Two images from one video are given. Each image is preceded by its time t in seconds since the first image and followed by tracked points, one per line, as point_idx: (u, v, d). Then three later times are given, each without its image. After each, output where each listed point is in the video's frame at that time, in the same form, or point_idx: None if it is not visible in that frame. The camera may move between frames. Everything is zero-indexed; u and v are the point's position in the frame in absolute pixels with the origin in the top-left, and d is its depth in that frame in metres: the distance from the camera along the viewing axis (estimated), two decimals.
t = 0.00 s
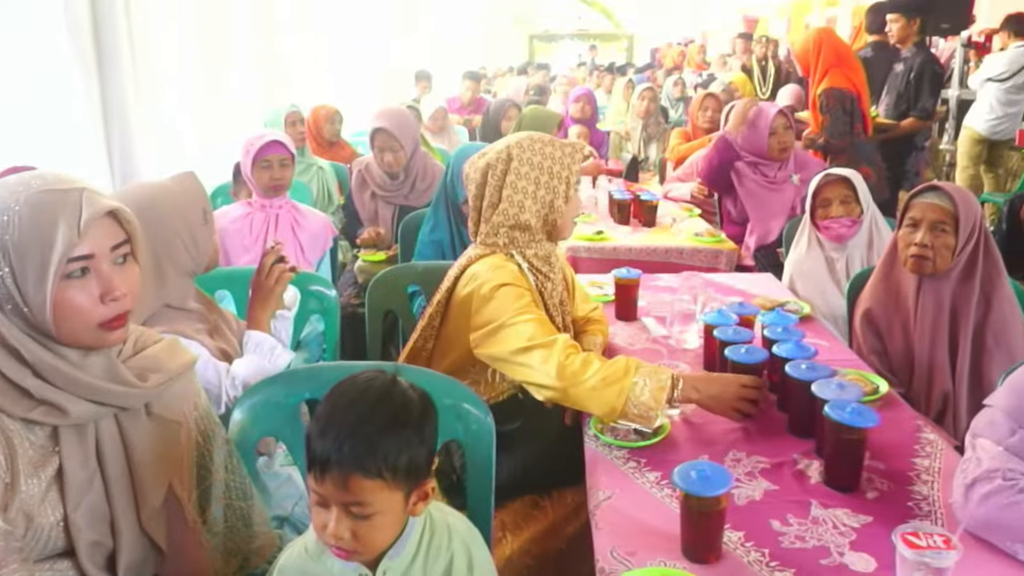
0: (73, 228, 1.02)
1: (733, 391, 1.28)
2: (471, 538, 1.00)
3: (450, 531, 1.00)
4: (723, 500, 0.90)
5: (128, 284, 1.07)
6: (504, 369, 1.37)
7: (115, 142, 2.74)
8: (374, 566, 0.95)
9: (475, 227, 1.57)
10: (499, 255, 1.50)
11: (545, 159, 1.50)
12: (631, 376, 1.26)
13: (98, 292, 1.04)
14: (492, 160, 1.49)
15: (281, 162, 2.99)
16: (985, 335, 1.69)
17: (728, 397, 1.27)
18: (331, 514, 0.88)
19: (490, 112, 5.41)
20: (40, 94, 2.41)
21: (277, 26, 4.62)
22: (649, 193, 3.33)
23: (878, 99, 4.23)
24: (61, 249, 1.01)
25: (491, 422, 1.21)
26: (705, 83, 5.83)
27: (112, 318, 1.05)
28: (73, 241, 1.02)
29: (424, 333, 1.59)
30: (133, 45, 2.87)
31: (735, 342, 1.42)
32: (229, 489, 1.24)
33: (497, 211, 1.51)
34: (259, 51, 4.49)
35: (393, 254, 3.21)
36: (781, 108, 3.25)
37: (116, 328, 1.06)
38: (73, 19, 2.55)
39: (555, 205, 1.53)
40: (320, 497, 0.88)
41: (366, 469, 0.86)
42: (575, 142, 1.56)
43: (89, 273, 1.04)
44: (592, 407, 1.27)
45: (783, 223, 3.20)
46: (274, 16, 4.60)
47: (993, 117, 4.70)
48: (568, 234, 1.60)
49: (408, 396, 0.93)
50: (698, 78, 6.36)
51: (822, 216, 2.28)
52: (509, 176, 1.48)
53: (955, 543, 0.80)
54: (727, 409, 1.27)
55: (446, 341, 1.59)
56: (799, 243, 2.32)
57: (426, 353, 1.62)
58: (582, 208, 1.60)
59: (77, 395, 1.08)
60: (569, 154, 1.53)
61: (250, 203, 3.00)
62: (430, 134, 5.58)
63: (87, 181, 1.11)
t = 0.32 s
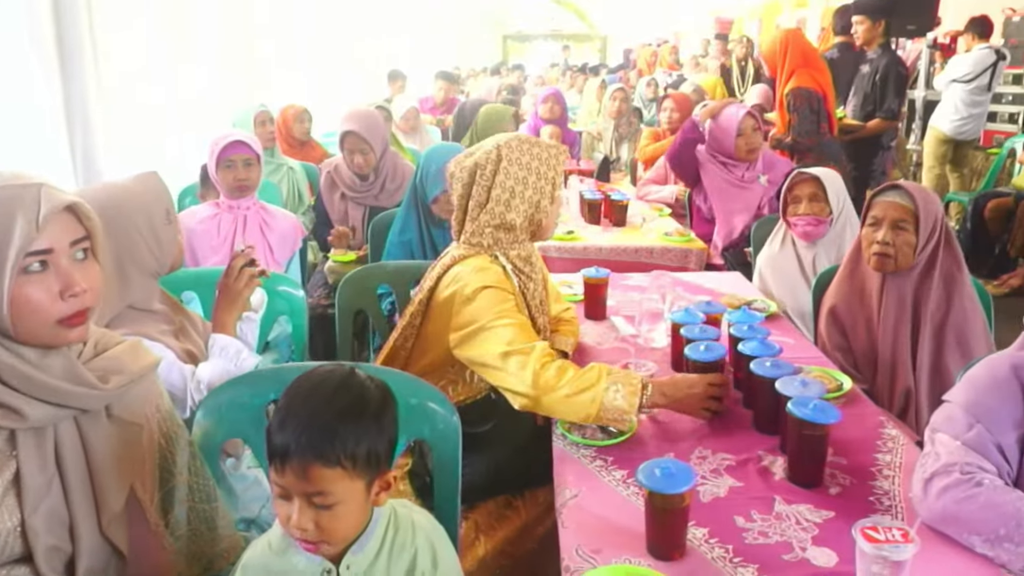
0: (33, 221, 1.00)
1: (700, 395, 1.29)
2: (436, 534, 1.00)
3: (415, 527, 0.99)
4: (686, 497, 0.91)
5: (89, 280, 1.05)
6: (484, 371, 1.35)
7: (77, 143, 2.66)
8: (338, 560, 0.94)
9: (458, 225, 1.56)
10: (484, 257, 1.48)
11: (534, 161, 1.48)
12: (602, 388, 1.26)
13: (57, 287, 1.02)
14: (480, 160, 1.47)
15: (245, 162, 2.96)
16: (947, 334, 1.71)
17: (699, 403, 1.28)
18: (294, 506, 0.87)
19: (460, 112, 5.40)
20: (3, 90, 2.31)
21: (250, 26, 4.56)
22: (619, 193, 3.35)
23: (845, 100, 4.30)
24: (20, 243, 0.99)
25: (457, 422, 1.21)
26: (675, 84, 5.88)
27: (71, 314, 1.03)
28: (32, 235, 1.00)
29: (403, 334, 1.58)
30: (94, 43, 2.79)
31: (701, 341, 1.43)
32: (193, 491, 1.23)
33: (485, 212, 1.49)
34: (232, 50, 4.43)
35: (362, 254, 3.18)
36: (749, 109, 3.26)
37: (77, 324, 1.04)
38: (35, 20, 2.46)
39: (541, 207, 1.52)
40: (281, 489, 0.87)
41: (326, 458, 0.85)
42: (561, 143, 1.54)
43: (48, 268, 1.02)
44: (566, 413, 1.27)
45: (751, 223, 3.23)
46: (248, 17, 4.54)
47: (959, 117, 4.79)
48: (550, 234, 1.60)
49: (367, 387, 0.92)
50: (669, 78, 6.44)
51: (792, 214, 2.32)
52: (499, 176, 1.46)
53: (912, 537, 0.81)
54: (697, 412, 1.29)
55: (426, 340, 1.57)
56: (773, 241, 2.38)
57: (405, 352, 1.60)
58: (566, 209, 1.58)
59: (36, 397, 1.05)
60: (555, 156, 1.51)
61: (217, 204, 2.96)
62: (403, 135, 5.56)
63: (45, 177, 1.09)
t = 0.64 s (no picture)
0: None
1: (652, 351, 1.33)
2: (407, 537, 0.99)
3: (386, 530, 0.98)
4: (658, 498, 0.91)
5: (49, 283, 1.04)
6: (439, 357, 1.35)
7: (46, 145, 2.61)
8: (309, 565, 0.93)
9: (421, 222, 1.58)
10: (444, 250, 1.49)
11: (494, 157, 1.51)
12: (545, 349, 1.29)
13: (17, 290, 1.00)
14: (440, 158, 1.49)
15: (217, 165, 2.92)
16: (918, 335, 1.72)
17: (649, 357, 1.31)
18: (263, 511, 0.86)
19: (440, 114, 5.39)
20: None
21: (230, 26, 4.50)
22: (597, 195, 3.36)
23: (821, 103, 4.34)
24: None
25: (430, 425, 1.20)
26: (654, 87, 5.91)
27: (31, 318, 1.01)
28: None
29: (371, 333, 1.58)
30: (65, 43, 2.73)
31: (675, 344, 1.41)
32: (162, 498, 1.20)
33: (445, 208, 1.51)
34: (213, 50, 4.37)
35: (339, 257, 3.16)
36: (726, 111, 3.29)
37: (38, 327, 1.03)
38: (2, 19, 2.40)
39: (502, 203, 1.53)
40: (251, 494, 0.86)
41: (294, 462, 0.84)
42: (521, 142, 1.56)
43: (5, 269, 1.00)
44: (513, 383, 1.29)
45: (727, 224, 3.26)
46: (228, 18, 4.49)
47: (932, 121, 4.86)
48: (512, 231, 1.61)
49: (336, 390, 0.91)
50: (648, 82, 6.47)
51: (765, 215, 2.35)
52: (457, 173, 1.48)
53: (879, 535, 0.82)
54: (649, 366, 1.33)
55: (393, 339, 1.57)
56: (749, 242, 2.40)
57: (373, 351, 1.60)
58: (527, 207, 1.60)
59: None
60: (516, 154, 1.53)
61: (191, 208, 2.92)
62: (381, 137, 5.55)
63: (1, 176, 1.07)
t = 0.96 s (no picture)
0: None
1: (607, 276, 1.49)
2: (377, 543, 0.98)
3: (355, 537, 0.97)
4: (629, 499, 0.91)
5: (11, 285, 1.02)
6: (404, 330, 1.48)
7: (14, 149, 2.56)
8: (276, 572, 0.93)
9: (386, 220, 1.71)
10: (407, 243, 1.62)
11: (449, 156, 1.64)
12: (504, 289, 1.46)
13: None
14: (396, 159, 1.64)
15: (190, 169, 2.89)
16: (889, 334, 1.73)
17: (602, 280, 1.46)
18: (225, 523, 0.86)
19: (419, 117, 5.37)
20: None
21: (207, 28, 4.44)
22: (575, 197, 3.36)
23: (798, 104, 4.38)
24: None
25: (402, 428, 1.20)
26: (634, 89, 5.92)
27: None
28: None
29: (340, 330, 1.60)
30: (34, 46, 2.69)
31: (649, 344, 1.41)
32: (130, 507, 1.19)
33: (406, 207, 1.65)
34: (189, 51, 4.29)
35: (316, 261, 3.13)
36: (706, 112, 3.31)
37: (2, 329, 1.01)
38: None
39: (459, 199, 1.66)
40: (212, 505, 0.86)
41: (253, 473, 0.84)
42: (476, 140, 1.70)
43: None
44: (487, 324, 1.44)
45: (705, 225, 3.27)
46: (206, 20, 4.43)
47: (908, 122, 4.91)
48: (474, 228, 1.73)
49: (296, 395, 0.91)
50: (629, 84, 6.49)
51: (737, 215, 2.37)
52: (413, 173, 1.62)
53: (846, 532, 0.83)
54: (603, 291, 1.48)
55: (361, 335, 1.61)
56: (723, 243, 2.42)
57: (344, 351, 1.63)
58: (488, 204, 1.73)
59: None
60: (472, 152, 1.67)
61: (165, 213, 2.90)
62: (361, 140, 5.51)
63: None
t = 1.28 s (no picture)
0: None
1: (589, 259, 1.68)
2: (344, 546, 0.97)
3: (322, 540, 0.97)
4: (598, 496, 0.91)
5: None
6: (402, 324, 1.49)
7: None
8: None
9: (358, 220, 1.74)
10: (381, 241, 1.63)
11: (406, 157, 1.65)
12: (517, 273, 1.52)
13: None
14: (352, 166, 1.66)
15: (157, 169, 2.85)
16: (856, 327, 1.75)
17: (591, 264, 1.66)
18: (185, 528, 0.86)
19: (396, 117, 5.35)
20: None
21: (181, 26, 4.39)
22: (552, 196, 3.37)
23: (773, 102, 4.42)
24: None
25: (372, 429, 1.19)
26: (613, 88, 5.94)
27: None
28: None
29: (316, 328, 1.57)
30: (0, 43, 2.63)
31: (622, 342, 1.41)
32: (94, 512, 1.16)
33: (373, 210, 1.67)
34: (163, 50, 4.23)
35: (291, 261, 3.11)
36: (680, 108, 3.34)
37: None
38: None
39: (423, 197, 1.66)
40: (171, 510, 0.86)
41: (213, 477, 0.84)
42: (434, 138, 1.68)
43: None
44: (502, 316, 1.50)
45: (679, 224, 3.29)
46: (179, 18, 4.37)
47: (881, 122, 4.96)
48: (445, 223, 1.71)
49: (258, 398, 0.92)
50: (607, 83, 6.51)
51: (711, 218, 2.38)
52: (372, 175, 1.64)
53: (812, 527, 0.84)
54: (588, 273, 1.68)
55: (339, 332, 1.58)
56: (698, 240, 2.42)
57: (320, 350, 1.60)
58: (455, 199, 1.71)
59: None
60: (430, 150, 1.66)
61: (135, 212, 2.86)
62: (338, 140, 5.47)
63: None
